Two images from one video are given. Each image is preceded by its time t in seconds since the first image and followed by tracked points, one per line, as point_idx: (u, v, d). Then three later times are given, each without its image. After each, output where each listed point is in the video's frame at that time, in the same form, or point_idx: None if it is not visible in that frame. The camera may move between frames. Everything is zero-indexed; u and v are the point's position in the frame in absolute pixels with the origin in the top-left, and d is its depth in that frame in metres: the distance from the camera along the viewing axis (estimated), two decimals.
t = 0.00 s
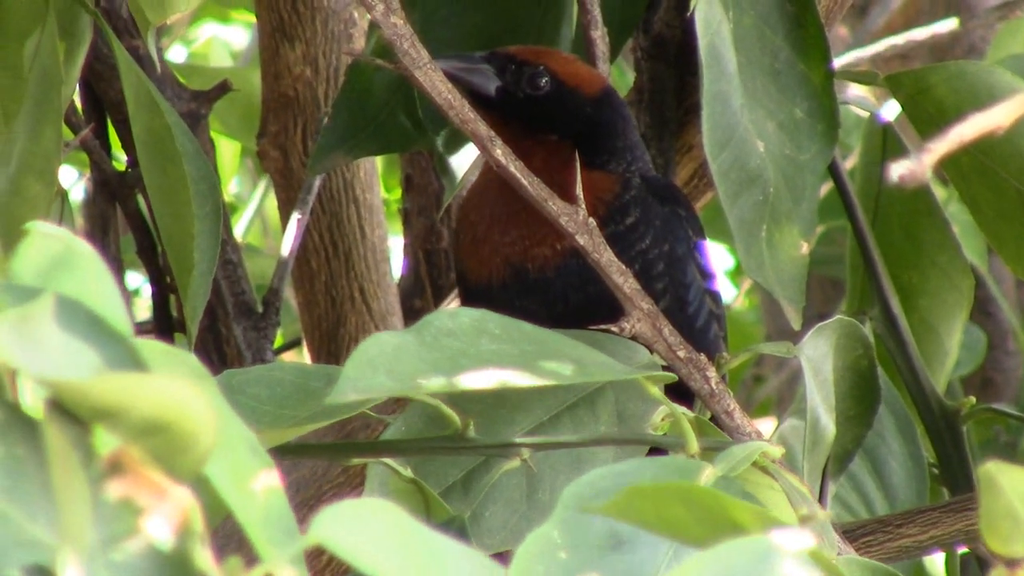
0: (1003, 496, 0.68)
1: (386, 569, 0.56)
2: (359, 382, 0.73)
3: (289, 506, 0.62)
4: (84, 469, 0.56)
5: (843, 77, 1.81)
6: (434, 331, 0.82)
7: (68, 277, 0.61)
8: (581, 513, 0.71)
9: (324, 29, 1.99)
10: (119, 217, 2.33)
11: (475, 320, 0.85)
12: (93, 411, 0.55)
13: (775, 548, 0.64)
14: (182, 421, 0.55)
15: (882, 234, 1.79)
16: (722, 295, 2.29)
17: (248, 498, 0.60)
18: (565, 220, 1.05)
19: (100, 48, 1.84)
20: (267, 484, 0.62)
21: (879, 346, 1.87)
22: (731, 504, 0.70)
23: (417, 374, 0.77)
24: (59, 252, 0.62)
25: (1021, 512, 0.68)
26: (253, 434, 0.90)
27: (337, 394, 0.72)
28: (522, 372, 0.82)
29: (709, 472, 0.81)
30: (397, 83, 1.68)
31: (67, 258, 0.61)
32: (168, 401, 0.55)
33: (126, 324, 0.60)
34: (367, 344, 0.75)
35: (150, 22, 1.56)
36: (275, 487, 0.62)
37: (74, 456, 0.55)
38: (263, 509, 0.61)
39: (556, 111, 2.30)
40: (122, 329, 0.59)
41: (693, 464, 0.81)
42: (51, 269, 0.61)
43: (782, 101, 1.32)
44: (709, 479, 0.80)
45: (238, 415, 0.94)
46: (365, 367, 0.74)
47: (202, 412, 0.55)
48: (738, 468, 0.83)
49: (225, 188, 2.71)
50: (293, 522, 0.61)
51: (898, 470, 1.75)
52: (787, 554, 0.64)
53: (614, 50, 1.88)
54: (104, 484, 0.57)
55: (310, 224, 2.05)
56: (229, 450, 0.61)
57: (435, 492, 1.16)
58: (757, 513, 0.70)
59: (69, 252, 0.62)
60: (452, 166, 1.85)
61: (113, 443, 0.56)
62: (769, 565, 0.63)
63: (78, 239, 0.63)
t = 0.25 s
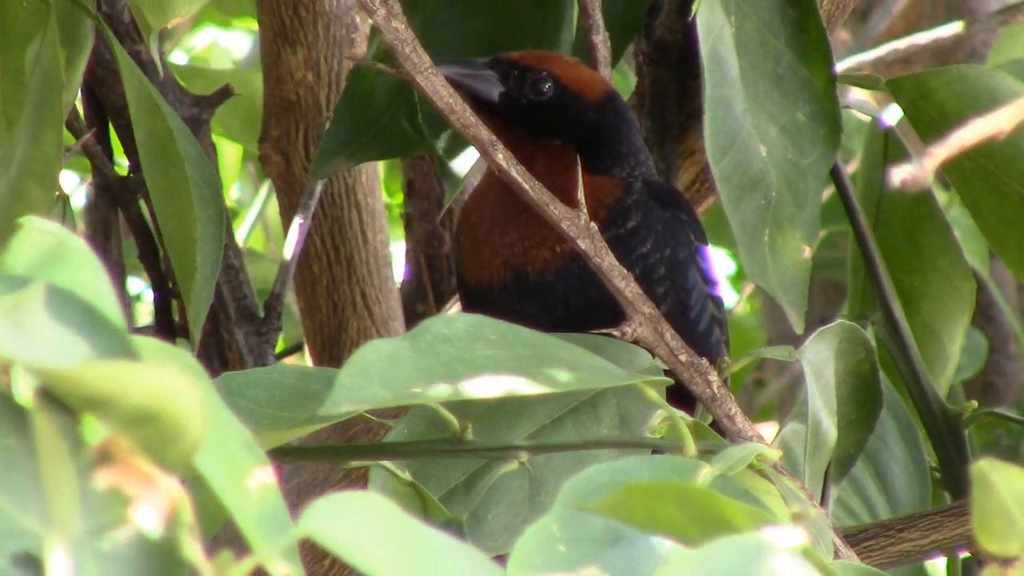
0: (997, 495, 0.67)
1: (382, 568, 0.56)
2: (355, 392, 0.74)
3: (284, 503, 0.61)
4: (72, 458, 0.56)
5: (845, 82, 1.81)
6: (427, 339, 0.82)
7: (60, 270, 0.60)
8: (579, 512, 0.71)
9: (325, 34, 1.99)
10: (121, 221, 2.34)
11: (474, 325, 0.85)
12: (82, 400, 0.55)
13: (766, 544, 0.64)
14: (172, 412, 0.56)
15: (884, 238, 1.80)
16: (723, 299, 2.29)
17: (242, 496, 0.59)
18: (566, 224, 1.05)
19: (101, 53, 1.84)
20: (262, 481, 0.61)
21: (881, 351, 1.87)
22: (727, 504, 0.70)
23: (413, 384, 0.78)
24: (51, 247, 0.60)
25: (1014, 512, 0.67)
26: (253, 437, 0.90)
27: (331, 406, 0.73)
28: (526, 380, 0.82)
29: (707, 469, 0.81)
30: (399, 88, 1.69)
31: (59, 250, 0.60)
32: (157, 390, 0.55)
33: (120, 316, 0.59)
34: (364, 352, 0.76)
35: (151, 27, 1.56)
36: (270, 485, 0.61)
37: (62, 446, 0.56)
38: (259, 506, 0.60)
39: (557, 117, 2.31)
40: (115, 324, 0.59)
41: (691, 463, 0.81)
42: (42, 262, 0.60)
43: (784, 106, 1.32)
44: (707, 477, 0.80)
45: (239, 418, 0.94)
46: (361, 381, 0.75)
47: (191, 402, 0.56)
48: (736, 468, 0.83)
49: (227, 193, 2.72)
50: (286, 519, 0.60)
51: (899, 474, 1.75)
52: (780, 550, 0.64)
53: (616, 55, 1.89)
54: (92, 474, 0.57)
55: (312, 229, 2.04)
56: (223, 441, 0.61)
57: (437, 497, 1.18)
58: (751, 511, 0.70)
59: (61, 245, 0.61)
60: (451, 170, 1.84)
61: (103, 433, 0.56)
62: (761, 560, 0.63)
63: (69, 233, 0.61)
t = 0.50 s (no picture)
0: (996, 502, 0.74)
1: None
2: (357, 390, 0.74)
3: (286, 509, 0.62)
4: (80, 468, 0.57)
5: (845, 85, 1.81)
6: (431, 338, 0.82)
7: (63, 279, 0.60)
8: (583, 517, 0.71)
9: (325, 37, 1.99)
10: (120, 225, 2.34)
11: (476, 325, 0.85)
12: (89, 411, 0.55)
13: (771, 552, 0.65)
14: (179, 422, 0.56)
15: (883, 242, 1.79)
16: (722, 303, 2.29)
17: (247, 503, 0.61)
18: (566, 228, 1.05)
19: (101, 56, 1.84)
20: (265, 489, 0.62)
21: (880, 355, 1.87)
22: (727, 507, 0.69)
23: (415, 381, 0.78)
24: (56, 255, 0.61)
25: (1015, 519, 0.74)
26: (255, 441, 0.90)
27: (335, 400, 0.73)
28: (520, 379, 0.82)
29: (709, 474, 0.81)
30: (397, 91, 1.68)
31: (62, 259, 0.60)
32: (165, 401, 0.55)
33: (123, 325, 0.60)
34: (365, 349, 0.76)
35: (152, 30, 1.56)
36: (274, 492, 0.62)
37: (69, 456, 0.56)
38: (262, 513, 0.61)
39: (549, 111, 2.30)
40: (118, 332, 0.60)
41: (695, 467, 0.82)
42: (47, 271, 0.60)
43: (784, 109, 1.32)
44: (711, 479, 0.81)
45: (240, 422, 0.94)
46: (363, 377, 0.75)
47: (198, 413, 0.56)
48: (740, 470, 0.83)
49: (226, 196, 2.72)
50: (290, 525, 0.61)
51: (898, 478, 1.75)
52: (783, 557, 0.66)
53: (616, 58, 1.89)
54: (99, 483, 0.57)
55: (311, 232, 2.05)
56: (228, 450, 0.62)
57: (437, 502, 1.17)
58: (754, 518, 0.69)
59: (64, 253, 0.61)
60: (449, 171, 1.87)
61: (110, 443, 0.57)
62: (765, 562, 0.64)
63: (71, 241, 0.62)
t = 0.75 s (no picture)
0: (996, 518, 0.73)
1: None
2: (354, 391, 0.73)
3: (283, 516, 0.62)
4: (80, 475, 0.57)
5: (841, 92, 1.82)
6: (428, 342, 0.82)
7: (62, 286, 0.60)
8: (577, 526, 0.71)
9: (321, 45, 1.99)
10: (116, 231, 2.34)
11: (473, 329, 0.85)
12: (88, 419, 0.56)
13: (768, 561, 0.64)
14: (180, 428, 0.57)
15: (878, 249, 1.79)
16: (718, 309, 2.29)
17: (244, 510, 0.61)
18: (562, 236, 1.05)
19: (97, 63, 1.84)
20: (262, 495, 0.62)
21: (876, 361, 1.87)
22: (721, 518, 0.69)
23: (410, 382, 0.78)
24: (55, 260, 0.61)
25: (1013, 531, 0.73)
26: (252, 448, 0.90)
27: (333, 401, 0.72)
28: (517, 383, 0.82)
29: (705, 481, 0.81)
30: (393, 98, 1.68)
31: (62, 264, 0.61)
32: (166, 408, 0.56)
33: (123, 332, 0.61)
34: (365, 352, 0.75)
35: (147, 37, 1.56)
36: (271, 499, 0.62)
37: (70, 462, 0.56)
38: (259, 520, 0.61)
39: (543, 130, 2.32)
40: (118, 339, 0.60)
41: (690, 475, 0.82)
42: (46, 277, 0.61)
43: (780, 116, 1.32)
44: (706, 487, 0.81)
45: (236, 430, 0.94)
46: (362, 380, 0.75)
47: (199, 419, 0.57)
48: (734, 479, 0.83)
49: (222, 203, 2.72)
50: (286, 532, 0.61)
51: (894, 485, 1.75)
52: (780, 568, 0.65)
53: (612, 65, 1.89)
54: (99, 491, 0.58)
55: (308, 240, 2.05)
56: (225, 457, 0.62)
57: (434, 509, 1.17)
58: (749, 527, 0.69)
59: (63, 258, 0.61)
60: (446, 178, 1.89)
61: (109, 450, 0.58)
62: None
63: (69, 246, 0.62)
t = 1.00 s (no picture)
0: (984, 526, 0.73)
1: None
2: (348, 405, 0.74)
3: (275, 525, 0.62)
4: (59, 484, 0.59)
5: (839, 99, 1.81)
6: (423, 352, 0.82)
7: (49, 296, 0.60)
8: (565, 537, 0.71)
9: (319, 51, 1.98)
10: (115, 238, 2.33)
11: (468, 339, 0.85)
12: (68, 428, 0.58)
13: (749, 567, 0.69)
14: (158, 437, 0.57)
15: (878, 257, 1.79)
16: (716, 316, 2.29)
17: (234, 518, 0.61)
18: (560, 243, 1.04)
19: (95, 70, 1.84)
20: (253, 504, 0.62)
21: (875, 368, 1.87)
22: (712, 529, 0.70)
23: (407, 396, 0.78)
24: (41, 269, 0.61)
25: (1000, 543, 0.73)
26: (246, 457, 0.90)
27: (326, 413, 0.72)
28: (513, 395, 0.83)
29: (699, 492, 0.81)
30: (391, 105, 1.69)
31: (49, 274, 0.61)
32: (144, 416, 0.57)
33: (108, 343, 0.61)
34: (355, 364, 0.75)
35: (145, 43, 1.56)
36: (262, 509, 0.62)
37: (48, 473, 0.59)
38: (249, 529, 0.61)
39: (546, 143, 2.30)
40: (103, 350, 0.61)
41: (685, 484, 0.82)
42: (32, 285, 0.60)
43: (778, 123, 1.32)
44: (699, 498, 0.81)
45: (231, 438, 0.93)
46: (355, 393, 0.75)
47: (177, 428, 0.58)
48: (729, 489, 0.83)
49: (222, 209, 2.72)
50: (275, 539, 0.61)
51: (893, 492, 1.75)
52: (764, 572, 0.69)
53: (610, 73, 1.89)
54: (80, 500, 0.59)
55: (306, 247, 2.05)
56: (214, 467, 0.62)
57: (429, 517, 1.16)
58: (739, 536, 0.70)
59: (49, 267, 0.62)
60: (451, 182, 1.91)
61: (89, 460, 0.59)
62: None
63: (55, 255, 0.62)
